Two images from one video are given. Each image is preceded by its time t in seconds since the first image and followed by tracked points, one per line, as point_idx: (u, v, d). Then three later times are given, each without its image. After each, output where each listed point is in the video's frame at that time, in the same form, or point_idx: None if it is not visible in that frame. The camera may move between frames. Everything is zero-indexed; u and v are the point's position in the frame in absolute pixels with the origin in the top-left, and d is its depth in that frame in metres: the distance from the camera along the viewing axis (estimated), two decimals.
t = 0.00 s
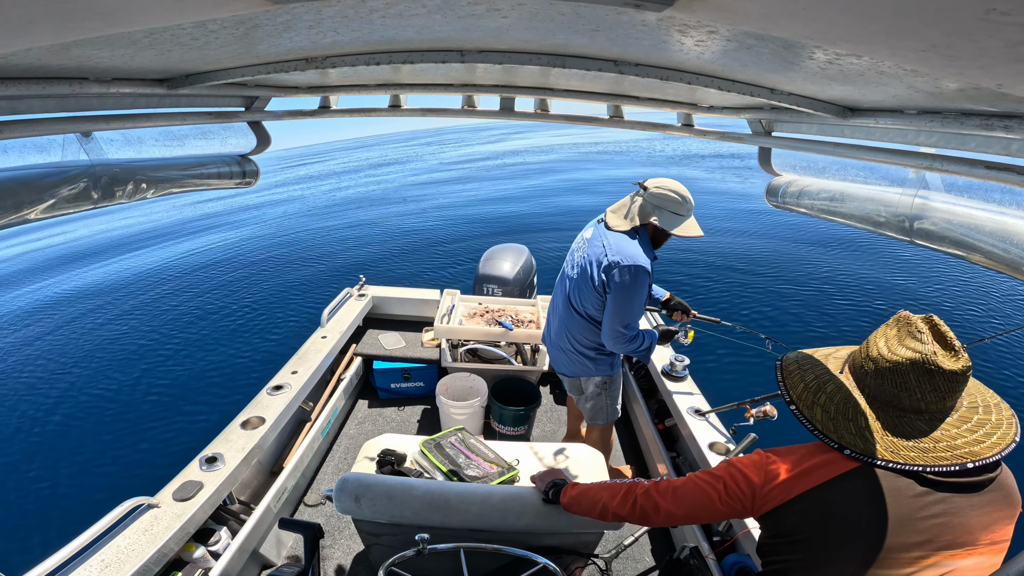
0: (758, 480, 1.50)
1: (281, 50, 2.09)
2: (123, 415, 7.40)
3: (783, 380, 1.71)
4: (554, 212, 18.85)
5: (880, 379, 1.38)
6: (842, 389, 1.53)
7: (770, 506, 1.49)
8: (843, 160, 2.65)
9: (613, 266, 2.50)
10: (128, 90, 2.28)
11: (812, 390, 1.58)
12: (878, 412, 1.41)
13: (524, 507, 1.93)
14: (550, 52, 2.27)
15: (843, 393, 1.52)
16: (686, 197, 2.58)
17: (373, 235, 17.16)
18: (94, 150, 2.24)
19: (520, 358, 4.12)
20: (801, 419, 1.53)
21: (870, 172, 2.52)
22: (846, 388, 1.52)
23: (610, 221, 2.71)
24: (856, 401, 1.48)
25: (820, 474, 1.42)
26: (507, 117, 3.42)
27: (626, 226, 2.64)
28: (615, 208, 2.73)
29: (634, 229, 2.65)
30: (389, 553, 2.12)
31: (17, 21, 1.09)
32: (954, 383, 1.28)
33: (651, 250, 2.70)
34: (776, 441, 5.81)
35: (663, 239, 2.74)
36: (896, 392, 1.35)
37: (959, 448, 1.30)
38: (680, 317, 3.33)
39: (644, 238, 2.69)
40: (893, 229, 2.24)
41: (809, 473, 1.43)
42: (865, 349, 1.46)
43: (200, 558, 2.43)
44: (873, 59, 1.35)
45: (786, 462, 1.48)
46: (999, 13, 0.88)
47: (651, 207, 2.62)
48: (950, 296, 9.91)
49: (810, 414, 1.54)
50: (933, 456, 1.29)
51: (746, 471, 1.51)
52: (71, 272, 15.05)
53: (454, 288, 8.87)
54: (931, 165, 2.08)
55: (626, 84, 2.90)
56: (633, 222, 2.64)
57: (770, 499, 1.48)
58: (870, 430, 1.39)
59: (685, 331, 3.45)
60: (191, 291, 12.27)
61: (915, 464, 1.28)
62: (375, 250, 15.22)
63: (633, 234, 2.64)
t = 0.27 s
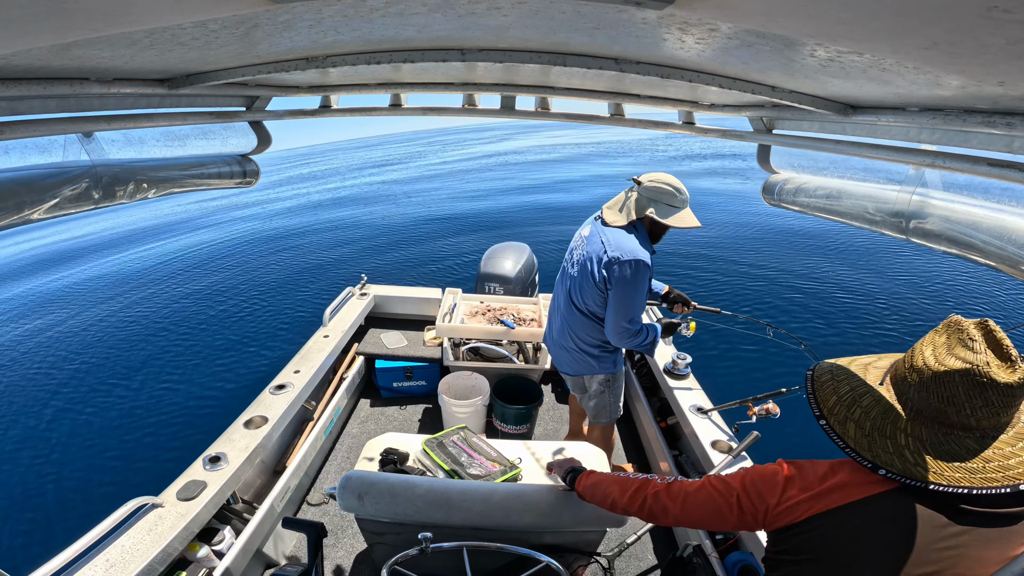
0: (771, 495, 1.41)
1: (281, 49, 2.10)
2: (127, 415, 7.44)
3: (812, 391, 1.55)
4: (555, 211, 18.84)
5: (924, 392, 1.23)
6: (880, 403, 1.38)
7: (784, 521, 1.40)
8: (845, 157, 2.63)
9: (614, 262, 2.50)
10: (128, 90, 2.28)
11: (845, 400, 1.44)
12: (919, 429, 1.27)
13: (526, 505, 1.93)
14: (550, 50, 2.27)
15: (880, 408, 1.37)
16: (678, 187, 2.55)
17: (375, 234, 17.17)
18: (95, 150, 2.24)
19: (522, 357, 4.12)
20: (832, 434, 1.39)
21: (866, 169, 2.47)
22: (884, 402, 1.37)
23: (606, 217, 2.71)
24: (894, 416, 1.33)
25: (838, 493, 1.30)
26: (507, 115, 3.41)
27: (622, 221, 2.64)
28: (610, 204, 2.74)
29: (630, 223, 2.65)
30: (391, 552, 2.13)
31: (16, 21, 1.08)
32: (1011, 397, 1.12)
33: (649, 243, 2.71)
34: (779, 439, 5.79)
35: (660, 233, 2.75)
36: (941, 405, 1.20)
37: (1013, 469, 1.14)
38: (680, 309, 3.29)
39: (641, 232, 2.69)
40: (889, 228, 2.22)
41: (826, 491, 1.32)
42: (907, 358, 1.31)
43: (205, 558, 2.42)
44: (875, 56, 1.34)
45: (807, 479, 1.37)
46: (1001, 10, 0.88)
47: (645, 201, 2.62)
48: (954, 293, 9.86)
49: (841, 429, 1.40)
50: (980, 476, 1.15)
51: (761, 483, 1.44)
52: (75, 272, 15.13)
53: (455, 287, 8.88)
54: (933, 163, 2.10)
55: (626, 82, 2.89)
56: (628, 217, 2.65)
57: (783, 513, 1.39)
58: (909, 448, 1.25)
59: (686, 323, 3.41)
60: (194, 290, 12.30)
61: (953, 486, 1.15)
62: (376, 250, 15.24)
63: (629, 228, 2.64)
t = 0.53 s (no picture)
0: (776, 506, 1.31)
1: (281, 48, 2.10)
2: (128, 413, 7.45)
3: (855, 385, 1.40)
4: (555, 209, 18.84)
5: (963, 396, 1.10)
6: (924, 407, 1.23)
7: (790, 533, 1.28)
8: (846, 156, 2.62)
9: (613, 257, 2.51)
10: (127, 89, 2.28)
11: (883, 397, 1.31)
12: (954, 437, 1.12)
13: (526, 503, 1.93)
14: (550, 49, 2.27)
15: (922, 413, 1.22)
16: (668, 180, 2.59)
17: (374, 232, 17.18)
18: (95, 149, 2.23)
19: (522, 355, 4.13)
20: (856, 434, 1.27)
21: (869, 167, 2.45)
22: (928, 406, 1.22)
23: (602, 213, 2.73)
24: (933, 423, 1.18)
25: (840, 510, 1.18)
26: (507, 114, 3.40)
27: (616, 215, 2.66)
28: (606, 201, 2.76)
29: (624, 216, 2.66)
30: (392, 550, 2.13)
31: (17, 21, 1.08)
32: None
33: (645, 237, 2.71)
34: (779, 437, 5.80)
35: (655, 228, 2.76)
36: (975, 407, 1.07)
37: None
38: (678, 302, 3.30)
39: (637, 226, 2.68)
40: (893, 226, 2.23)
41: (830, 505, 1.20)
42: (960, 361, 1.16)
43: (206, 557, 2.42)
44: (874, 54, 1.34)
45: (815, 491, 1.25)
46: (1000, 9, 0.88)
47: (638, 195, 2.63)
48: (954, 290, 9.85)
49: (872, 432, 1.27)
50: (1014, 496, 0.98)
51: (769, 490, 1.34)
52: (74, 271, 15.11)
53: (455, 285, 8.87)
54: (933, 161, 2.08)
55: (626, 80, 2.89)
56: (622, 211, 2.66)
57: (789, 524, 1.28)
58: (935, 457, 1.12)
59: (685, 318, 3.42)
60: (195, 289, 12.32)
61: (971, 502, 1.01)
62: (377, 248, 15.25)
63: (623, 222, 2.64)
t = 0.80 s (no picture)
0: (780, 503, 1.34)
1: (280, 47, 2.09)
2: (126, 411, 7.45)
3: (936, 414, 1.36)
4: (555, 208, 18.83)
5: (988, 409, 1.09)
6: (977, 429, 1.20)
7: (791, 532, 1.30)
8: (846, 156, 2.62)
9: (611, 253, 2.52)
10: (126, 88, 2.28)
11: (946, 425, 1.25)
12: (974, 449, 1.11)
13: (525, 503, 1.93)
14: (550, 48, 2.27)
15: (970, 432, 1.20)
16: (650, 172, 2.59)
17: (373, 231, 17.17)
18: (94, 148, 2.22)
19: (521, 354, 4.13)
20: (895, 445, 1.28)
21: (872, 167, 2.44)
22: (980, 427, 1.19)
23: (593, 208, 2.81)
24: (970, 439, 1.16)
25: (839, 512, 1.19)
26: (507, 113, 3.40)
27: (602, 207, 2.73)
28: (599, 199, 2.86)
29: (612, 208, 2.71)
30: (391, 549, 2.13)
31: (15, 21, 1.09)
32: None
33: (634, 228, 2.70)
34: (777, 436, 5.81)
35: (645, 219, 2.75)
36: (1003, 423, 1.03)
37: None
38: (676, 300, 3.31)
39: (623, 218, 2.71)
40: (891, 226, 2.23)
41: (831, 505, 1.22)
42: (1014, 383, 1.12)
43: (204, 556, 2.43)
44: (874, 55, 1.34)
45: (820, 495, 1.26)
46: (1000, 9, 0.88)
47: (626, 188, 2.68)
48: (953, 290, 9.87)
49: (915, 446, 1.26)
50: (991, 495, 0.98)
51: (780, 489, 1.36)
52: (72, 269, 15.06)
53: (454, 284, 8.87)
54: (932, 161, 2.08)
55: (626, 80, 2.89)
56: (608, 204, 2.74)
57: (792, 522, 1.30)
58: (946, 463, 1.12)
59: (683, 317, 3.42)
60: (193, 288, 12.29)
61: (960, 498, 1.00)
62: (376, 247, 15.24)
63: (608, 213, 2.70)
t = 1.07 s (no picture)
0: (787, 503, 1.38)
1: (280, 47, 2.09)
2: (122, 411, 7.42)
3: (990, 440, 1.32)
4: (554, 210, 18.86)
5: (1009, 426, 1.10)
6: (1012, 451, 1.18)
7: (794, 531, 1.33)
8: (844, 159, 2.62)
9: (606, 256, 2.52)
10: (126, 87, 2.28)
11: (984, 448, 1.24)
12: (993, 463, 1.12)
13: (522, 505, 1.93)
14: (550, 51, 2.28)
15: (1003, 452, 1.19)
16: (637, 173, 2.61)
17: (372, 233, 17.16)
18: (93, 147, 2.21)
19: (519, 356, 4.12)
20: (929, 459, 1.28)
21: (870, 172, 2.43)
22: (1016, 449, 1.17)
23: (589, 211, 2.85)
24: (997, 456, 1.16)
25: (835, 515, 1.24)
26: (507, 115, 3.40)
27: (596, 209, 2.77)
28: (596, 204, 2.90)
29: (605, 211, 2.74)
30: (387, 550, 2.13)
31: (17, 19, 1.09)
32: None
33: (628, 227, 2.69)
34: (774, 439, 5.82)
35: (639, 219, 2.74)
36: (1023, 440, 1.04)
37: None
38: (673, 303, 3.31)
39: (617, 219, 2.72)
40: (889, 230, 2.19)
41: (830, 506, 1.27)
42: None
43: (199, 556, 2.41)
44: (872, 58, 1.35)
45: (824, 499, 1.30)
46: (999, 13, 0.89)
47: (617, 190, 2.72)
48: (950, 294, 9.91)
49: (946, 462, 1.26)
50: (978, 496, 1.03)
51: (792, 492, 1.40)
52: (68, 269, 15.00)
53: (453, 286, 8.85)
54: (931, 165, 2.08)
55: (626, 83, 2.90)
56: (602, 206, 2.77)
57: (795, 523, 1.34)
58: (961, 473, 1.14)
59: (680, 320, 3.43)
60: (191, 288, 12.24)
61: (943, 497, 1.06)
62: (375, 248, 15.22)
63: (601, 215, 2.73)
